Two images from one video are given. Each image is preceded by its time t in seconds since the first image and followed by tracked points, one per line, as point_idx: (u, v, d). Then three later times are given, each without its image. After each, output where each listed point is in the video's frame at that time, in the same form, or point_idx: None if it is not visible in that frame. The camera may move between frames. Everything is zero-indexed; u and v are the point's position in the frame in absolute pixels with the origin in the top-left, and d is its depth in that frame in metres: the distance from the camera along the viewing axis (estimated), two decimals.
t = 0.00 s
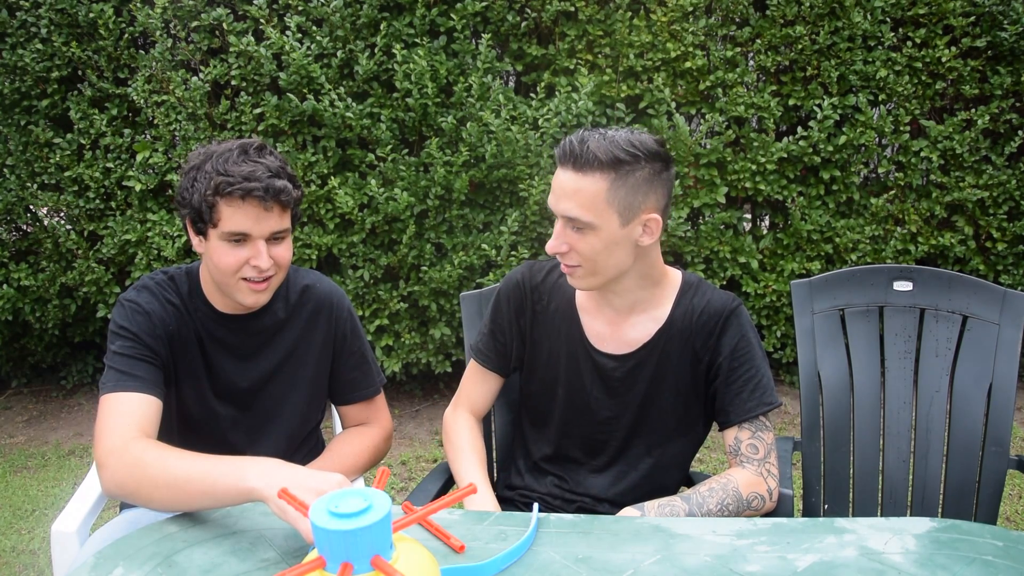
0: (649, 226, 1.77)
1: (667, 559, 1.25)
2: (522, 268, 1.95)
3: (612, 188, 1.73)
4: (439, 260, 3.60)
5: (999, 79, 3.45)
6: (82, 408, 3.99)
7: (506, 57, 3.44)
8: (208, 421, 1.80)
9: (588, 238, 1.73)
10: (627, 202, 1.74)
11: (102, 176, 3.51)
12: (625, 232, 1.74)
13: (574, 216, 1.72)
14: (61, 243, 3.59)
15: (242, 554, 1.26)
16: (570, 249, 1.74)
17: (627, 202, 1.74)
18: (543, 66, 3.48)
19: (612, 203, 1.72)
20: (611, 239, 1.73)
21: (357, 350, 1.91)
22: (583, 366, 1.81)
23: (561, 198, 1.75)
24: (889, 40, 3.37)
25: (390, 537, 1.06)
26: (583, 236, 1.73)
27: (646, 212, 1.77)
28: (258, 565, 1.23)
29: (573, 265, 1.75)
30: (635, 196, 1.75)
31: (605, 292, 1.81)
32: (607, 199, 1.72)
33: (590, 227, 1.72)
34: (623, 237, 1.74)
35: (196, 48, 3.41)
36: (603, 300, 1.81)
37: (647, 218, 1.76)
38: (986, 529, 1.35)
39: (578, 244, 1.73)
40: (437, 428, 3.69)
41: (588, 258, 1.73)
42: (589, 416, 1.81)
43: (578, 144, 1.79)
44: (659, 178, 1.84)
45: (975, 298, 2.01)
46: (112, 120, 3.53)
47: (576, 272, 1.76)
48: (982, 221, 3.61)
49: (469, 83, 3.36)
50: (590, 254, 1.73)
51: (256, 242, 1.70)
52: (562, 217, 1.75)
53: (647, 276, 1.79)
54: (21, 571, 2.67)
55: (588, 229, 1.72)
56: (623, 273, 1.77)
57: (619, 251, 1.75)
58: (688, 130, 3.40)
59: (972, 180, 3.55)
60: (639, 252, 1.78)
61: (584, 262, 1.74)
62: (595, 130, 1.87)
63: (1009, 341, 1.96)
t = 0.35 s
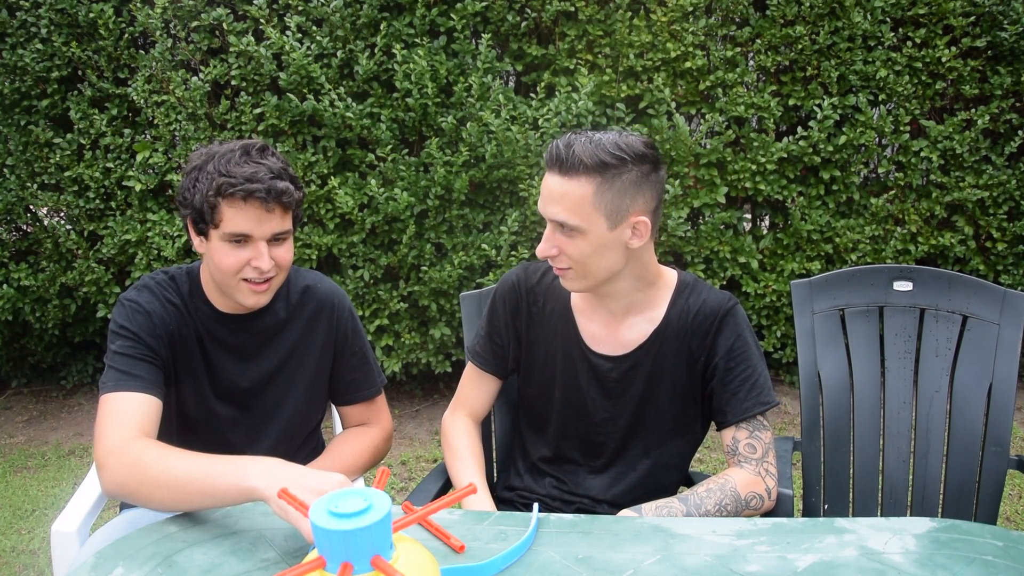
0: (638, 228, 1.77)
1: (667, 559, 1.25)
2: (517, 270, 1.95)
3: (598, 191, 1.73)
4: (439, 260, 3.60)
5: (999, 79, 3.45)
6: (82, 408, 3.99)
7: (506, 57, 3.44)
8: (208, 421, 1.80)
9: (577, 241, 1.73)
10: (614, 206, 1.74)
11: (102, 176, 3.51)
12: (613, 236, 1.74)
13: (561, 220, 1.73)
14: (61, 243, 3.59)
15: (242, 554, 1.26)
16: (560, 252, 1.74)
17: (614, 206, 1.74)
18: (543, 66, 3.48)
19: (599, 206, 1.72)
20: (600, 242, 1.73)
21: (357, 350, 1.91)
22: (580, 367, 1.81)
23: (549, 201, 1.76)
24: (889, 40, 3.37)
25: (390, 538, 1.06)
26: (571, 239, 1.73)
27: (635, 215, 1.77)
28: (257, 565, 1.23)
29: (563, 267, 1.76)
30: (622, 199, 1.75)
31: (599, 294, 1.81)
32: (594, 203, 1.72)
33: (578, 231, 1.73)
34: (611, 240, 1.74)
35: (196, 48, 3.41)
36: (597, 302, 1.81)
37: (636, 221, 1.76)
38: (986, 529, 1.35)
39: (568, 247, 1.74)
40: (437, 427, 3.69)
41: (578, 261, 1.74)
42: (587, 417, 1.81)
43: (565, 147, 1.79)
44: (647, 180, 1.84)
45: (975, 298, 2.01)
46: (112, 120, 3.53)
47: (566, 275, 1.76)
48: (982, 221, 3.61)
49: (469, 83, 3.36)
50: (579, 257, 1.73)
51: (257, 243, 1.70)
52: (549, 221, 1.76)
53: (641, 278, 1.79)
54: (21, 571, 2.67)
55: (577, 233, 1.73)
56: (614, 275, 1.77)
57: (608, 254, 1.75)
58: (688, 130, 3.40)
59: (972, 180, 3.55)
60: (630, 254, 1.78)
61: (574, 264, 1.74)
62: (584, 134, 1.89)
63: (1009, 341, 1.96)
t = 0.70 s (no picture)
0: (636, 230, 1.76)
1: (667, 559, 1.25)
2: (515, 271, 1.95)
3: (595, 194, 1.73)
4: (439, 260, 3.60)
5: (999, 79, 3.45)
6: (82, 408, 3.98)
7: (506, 57, 3.44)
8: (208, 421, 1.80)
9: (575, 243, 1.73)
10: (611, 208, 1.74)
11: (102, 176, 3.51)
12: (611, 237, 1.74)
13: (558, 222, 1.74)
14: (61, 243, 3.59)
15: (242, 554, 1.26)
16: (558, 254, 1.75)
17: (612, 207, 1.74)
18: (543, 66, 3.48)
19: (596, 209, 1.72)
20: (598, 244, 1.73)
21: (358, 350, 1.91)
22: (578, 368, 1.81)
23: (547, 204, 1.76)
24: (889, 40, 3.37)
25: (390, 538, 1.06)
26: (569, 241, 1.74)
27: (634, 217, 1.77)
28: (257, 566, 1.23)
29: (562, 268, 1.76)
30: (619, 201, 1.75)
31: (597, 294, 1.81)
32: (591, 205, 1.72)
33: (576, 233, 1.73)
34: (609, 242, 1.74)
35: (196, 48, 3.41)
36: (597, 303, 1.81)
37: (634, 223, 1.76)
38: (986, 529, 1.35)
39: (566, 249, 1.74)
40: (437, 427, 3.69)
41: (577, 262, 1.74)
42: (586, 418, 1.81)
43: (562, 149, 1.79)
44: (645, 182, 1.84)
45: (975, 298, 2.01)
46: (112, 120, 3.53)
47: (565, 276, 1.77)
48: (982, 221, 3.61)
49: (469, 83, 3.36)
50: (578, 259, 1.74)
51: (258, 243, 1.70)
52: (547, 223, 1.76)
53: (639, 279, 1.79)
54: (21, 571, 2.67)
55: (575, 234, 1.73)
56: (613, 277, 1.78)
57: (606, 255, 1.75)
58: (688, 130, 3.40)
59: (972, 180, 3.55)
60: (629, 255, 1.78)
61: (573, 267, 1.75)
62: (582, 136, 1.88)
63: (1009, 341, 1.96)
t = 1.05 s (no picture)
0: (647, 223, 1.79)
1: (667, 559, 1.25)
2: (512, 272, 1.95)
3: (608, 195, 1.71)
4: (439, 260, 3.60)
5: (999, 79, 3.45)
6: (82, 408, 3.98)
7: (506, 57, 3.44)
8: (209, 421, 1.80)
9: (592, 246, 1.71)
10: (624, 206, 1.73)
11: (102, 176, 3.51)
12: (625, 235, 1.74)
13: (575, 228, 1.69)
14: (61, 243, 3.59)
15: (242, 554, 1.26)
16: (574, 260, 1.72)
17: (624, 206, 1.73)
18: (543, 66, 3.48)
19: (611, 210, 1.70)
20: (614, 245, 1.72)
21: (358, 350, 1.91)
22: (576, 368, 1.81)
23: (557, 211, 1.71)
24: (889, 40, 3.37)
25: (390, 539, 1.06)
26: (586, 245, 1.71)
27: (643, 210, 1.78)
28: (258, 566, 1.23)
29: (577, 273, 1.73)
30: (630, 199, 1.75)
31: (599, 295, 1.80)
32: (606, 206, 1.70)
33: (594, 237, 1.70)
34: (623, 239, 1.73)
35: (196, 48, 3.41)
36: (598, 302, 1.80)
37: (645, 216, 1.77)
38: (986, 529, 1.35)
39: (581, 254, 1.71)
40: (437, 427, 3.69)
41: (594, 265, 1.72)
42: (585, 418, 1.81)
43: (565, 152, 1.75)
44: (647, 177, 1.83)
45: (975, 298, 2.01)
46: (112, 120, 3.53)
47: (581, 280, 1.74)
48: (982, 221, 3.61)
49: (469, 83, 3.36)
50: (595, 261, 1.71)
51: (264, 246, 1.69)
52: (560, 231, 1.71)
53: (641, 279, 1.80)
54: (21, 571, 2.67)
55: (592, 238, 1.70)
56: (622, 278, 1.77)
57: (620, 255, 1.74)
58: (688, 130, 3.40)
59: (972, 180, 3.55)
60: (636, 254, 1.78)
61: (588, 270, 1.72)
62: (578, 135, 1.85)
63: (1009, 341, 1.96)
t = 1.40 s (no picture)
0: (651, 224, 1.81)
1: (667, 559, 1.25)
2: (510, 273, 1.95)
3: (615, 201, 1.70)
4: (439, 260, 3.59)
5: (999, 79, 3.45)
6: (82, 408, 3.98)
7: (506, 57, 3.44)
8: (207, 419, 1.80)
9: (599, 253, 1.70)
10: (630, 210, 1.72)
11: (102, 176, 3.51)
12: (631, 239, 1.73)
13: (582, 236, 1.69)
14: (61, 243, 3.59)
15: (242, 554, 1.26)
16: (581, 268, 1.71)
17: (630, 211, 1.72)
18: (543, 66, 3.48)
19: (617, 215, 1.70)
20: (620, 248, 1.72)
21: (357, 351, 1.91)
22: (575, 369, 1.81)
23: (563, 220, 1.70)
24: (889, 40, 3.37)
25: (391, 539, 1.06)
26: (594, 253, 1.70)
27: (646, 212, 1.79)
28: (258, 566, 1.23)
29: (583, 280, 1.73)
30: (636, 203, 1.75)
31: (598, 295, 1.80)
32: (613, 212, 1.69)
33: (603, 243, 1.69)
34: (629, 243, 1.73)
35: (196, 48, 3.41)
36: (599, 303, 1.79)
37: (649, 218, 1.80)
38: (986, 529, 1.35)
39: (588, 261, 1.70)
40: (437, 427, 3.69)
41: (600, 271, 1.71)
42: (584, 418, 1.81)
43: (566, 159, 1.74)
44: (648, 179, 1.83)
45: (975, 298, 2.01)
46: (112, 120, 3.53)
47: (587, 286, 1.73)
48: (982, 221, 3.61)
49: (469, 83, 3.36)
50: (602, 267, 1.71)
51: (264, 245, 1.69)
52: (567, 239, 1.70)
53: (641, 278, 1.79)
54: (21, 571, 2.67)
55: (600, 245, 1.70)
56: (626, 279, 1.76)
57: (625, 258, 1.74)
58: (688, 130, 3.39)
59: (972, 180, 3.55)
60: (639, 254, 1.78)
61: (595, 276, 1.72)
62: (575, 141, 1.84)
63: (1009, 341, 1.96)
